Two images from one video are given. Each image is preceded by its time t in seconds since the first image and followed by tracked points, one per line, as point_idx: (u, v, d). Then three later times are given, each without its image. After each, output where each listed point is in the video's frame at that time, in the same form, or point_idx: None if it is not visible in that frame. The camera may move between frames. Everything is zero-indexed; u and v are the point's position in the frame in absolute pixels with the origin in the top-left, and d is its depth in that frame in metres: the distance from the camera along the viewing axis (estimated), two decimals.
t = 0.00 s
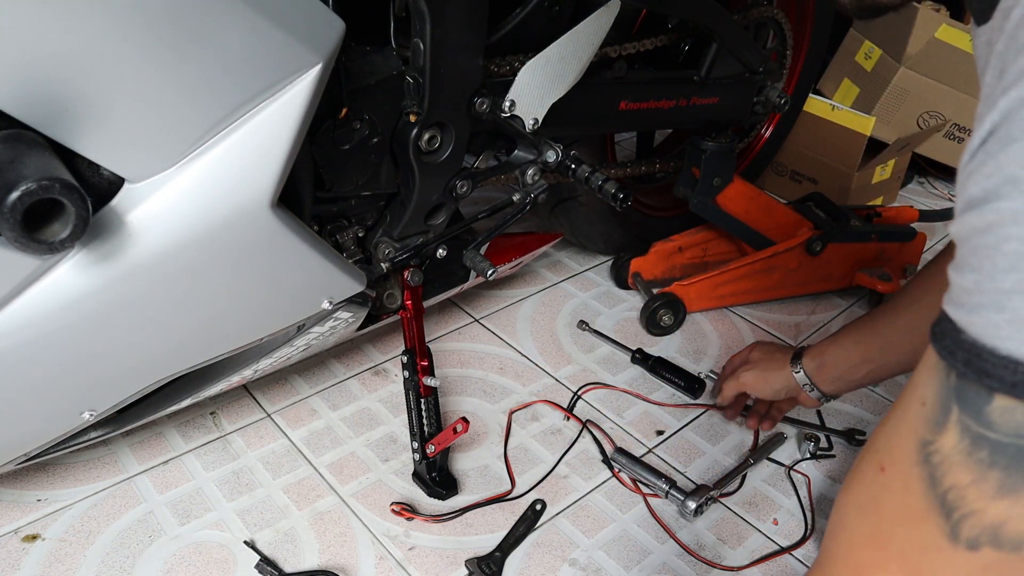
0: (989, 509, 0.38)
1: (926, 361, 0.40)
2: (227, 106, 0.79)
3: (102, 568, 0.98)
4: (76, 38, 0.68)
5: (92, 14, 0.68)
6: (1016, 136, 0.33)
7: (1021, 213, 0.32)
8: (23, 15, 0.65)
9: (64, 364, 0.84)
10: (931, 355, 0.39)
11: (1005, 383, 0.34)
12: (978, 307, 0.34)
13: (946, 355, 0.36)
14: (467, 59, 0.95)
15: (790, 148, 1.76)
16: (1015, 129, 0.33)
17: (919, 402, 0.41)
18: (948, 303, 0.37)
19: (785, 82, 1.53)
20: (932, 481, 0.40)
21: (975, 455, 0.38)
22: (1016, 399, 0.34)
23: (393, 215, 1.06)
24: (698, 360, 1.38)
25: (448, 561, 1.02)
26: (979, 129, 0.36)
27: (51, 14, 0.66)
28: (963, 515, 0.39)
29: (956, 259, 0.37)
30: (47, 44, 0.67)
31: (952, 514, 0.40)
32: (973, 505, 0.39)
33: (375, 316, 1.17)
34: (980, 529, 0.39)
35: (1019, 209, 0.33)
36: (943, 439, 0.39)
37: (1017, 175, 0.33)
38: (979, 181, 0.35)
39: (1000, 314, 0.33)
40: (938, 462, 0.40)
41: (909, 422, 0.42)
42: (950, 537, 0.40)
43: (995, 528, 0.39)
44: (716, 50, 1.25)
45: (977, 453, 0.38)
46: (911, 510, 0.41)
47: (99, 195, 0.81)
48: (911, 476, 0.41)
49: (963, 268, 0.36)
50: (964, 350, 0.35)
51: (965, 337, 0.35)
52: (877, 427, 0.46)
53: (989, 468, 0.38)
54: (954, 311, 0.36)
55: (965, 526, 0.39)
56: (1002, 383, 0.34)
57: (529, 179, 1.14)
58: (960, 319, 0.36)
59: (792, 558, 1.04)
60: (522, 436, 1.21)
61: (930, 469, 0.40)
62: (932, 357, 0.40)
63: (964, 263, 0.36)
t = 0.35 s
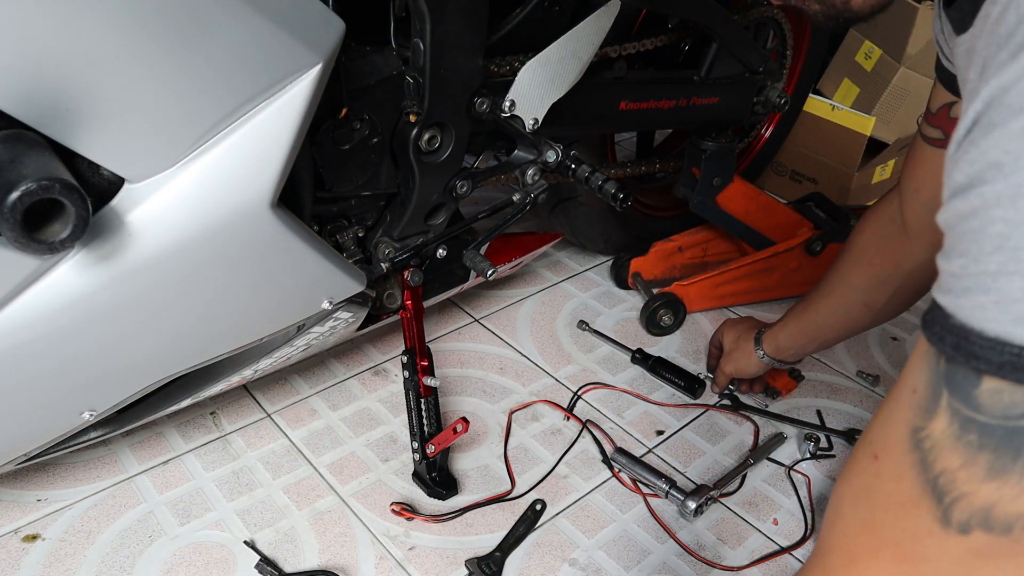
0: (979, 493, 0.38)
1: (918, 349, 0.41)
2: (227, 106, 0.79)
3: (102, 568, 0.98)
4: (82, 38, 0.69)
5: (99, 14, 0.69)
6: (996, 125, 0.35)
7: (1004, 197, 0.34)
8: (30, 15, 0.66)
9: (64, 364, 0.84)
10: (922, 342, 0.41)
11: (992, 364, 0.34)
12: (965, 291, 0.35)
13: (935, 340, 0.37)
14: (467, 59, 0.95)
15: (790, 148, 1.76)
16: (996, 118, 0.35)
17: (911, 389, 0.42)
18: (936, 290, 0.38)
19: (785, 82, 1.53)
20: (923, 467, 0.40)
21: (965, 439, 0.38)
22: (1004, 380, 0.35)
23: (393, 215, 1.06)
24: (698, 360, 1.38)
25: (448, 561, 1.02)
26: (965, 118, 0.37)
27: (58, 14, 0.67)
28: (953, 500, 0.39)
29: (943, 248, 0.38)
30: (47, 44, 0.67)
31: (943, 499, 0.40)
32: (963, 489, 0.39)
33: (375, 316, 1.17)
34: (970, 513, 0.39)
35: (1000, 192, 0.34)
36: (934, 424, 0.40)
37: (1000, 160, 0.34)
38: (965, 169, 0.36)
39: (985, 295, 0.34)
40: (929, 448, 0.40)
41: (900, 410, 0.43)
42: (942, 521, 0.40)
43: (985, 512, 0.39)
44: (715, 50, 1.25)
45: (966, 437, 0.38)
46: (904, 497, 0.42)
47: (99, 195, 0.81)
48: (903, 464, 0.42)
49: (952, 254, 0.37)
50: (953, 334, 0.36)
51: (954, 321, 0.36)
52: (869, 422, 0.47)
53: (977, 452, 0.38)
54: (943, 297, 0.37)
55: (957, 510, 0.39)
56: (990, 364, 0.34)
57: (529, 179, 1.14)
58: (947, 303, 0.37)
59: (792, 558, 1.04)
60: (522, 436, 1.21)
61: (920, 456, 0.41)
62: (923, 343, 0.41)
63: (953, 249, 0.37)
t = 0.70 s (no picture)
0: (973, 481, 0.38)
1: (912, 337, 0.40)
2: (227, 106, 0.79)
3: (102, 568, 0.98)
4: (84, 39, 0.69)
5: (100, 14, 0.69)
6: (983, 119, 0.34)
7: (994, 188, 0.33)
8: (30, 16, 0.66)
9: (64, 364, 0.84)
10: (916, 330, 0.40)
11: (985, 354, 0.34)
12: (958, 281, 0.35)
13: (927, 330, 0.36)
14: (467, 59, 0.95)
15: (790, 148, 1.76)
16: (983, 111, 0.34)
17: (904, 378, 0.41)
18: (928, 282, 0.38)
19: (785, 82, 1.53)
20: (918, 458, 0.39)
21: (960, 427, 0.38)
22: (996, 369, 0.34)
23: (393, 215, 1.06)
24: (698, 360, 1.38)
25: (448, 561, 1.02)
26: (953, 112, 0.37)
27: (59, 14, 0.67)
28: (948, 489, 0.39)
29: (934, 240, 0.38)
30: (46, 44, 0.67)
31: (938, 488, 0.39)
32: (958, 478, 0.38)
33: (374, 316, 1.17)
34: (964, 502, 0.38)
35: (990, 184, 0.34)
36: (928, 413, 0.39)
37: (987, 153, 0.34)
38: (953, 163, 0.36)
39: (978, 286, 0.34)
40: (923, 438, 0.39)
41: (893, 400, 0.41)
42: (937, 511, 0.39)
43: (979, 500, 0.38)
44: (715, 51, 1.25)
45: (961, 426, 0.38)
46: (898, 487, 0.41)
47: (99, 196, 0.81)
48: (897, 454, 0.40)
49: (944, 246, 0.37)
50: (945, 324, 0.35)
51: (945, 311, 0.35)
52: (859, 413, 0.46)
53: (973, 439, 0.38)
54: (934, 288, 0.36)
55: (951, 500, 0.39)
56: (982, 354, 0.34)
57: (529, 179, 1.14)
58: (939, 294, 0.36)
59: (792, 558, 1.04)
60: (522, 436, 1.21)
61: (915, 446, 0.40)
62: (916, 333, 0.40)
63: (944, 242, 0.36)
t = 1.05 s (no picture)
0: (978, 506, 0.40)
1: (915, 359, 0.43)
2: (227, 106, 0.79)
3: (102, 568, 0.98)
4: (91, 39, 0.69)
5: (104, 16, 0.69)
6: (996, 135, 0.37)
7: (1003, 207, 0.36)
8: (41, 16, 0.66)
9: (64, 364, 0.84)
10: (919, 351, 0.43)
11: (993, 377, 0.37)
12: (967, 299, 0.37)
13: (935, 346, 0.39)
14: (467, 59, 0.95)
15: (790, 148, 1.76)
16: (995, 128, 0.37)
17: (908, 400, 0.44)
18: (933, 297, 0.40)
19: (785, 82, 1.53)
20: (922, 480, 0.42)
21: (965, 451, 0.40)
22: (1004, 393, 0.37)
23: (393, 215, 1.06)
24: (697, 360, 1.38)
25: (448, 561, 1.02)
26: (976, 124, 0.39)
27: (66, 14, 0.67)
28: (952, 514, 0.40)
29: (940, 256, 0.41)
30: (49, 44, 0.68)
31: (941, 513, 0.41)
32: (963, 503, 0.40)
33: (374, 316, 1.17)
34: (969, 528, 0.40)
35: (1000, 203, 0.36)
36: (933, 435, 0.42)
37: (1001, 170, 0.37)
38: (963, 179, 0.39)
39: (987, 306, 0.36)
40: (927, 460, 0.42)
41: (899, 421, 0.44)
42: (941, 535, 0.41)
43: (984, 526, 0.40)
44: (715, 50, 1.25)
45: (965, 450, 0.40)
46: (902, 509, 0.43)
47: (99, 195, 0.81)
48: (902, 475, 0.43)
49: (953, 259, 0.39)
50: (952, 347, 0.38)
51: (953, 332, 0.38)
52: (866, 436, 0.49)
53: (977, 464, 0.40)
54: (941, 306, 0.39)
55: (955, 525, 0.40)
56: (991, 376, 0.37)
57: (529, 179, 1.14)
58: (948, 315, 0.39)
59: (792, 559, 1.04)
60: (522, 436, 1.21)
61: (919, 468, 0.42)
62: (919, 353, 0.43)
63: (952, 259, 0.39)
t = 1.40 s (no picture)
0: (919, 487, 0.41)
1: (855, 347, 0.44)
2: (229, 106, 0.79)
3: (102, 568, 0.98)
4: (86, 38, 0.69)
5: (102, 15, 0.69)
6: (900, 109, 0.38)
7: (912, 183, 0.38)
8: (39, 14, 0.66)
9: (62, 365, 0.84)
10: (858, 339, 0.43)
11: (919, 353, 0.38)
12: (892, 279, 0.40)
13: (874, 330, 0.41)
14: (467, 59, 0.95)
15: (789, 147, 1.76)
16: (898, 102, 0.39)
17: (849, 387, 0.44)
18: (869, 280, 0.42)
19: (785, 82, 1.53)
20: (868, 465, 0.43)
21: (903, 433, 0.41)
22: (931, 369, 0.38)
23: (393, 214, 1.06)
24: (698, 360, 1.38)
25: (448, 561, 1.02)
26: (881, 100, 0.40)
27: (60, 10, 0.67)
28: (897, 496, 0.42)
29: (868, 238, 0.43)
30: (48, 43, 0.68)
31: (887, 496, 0.42)
32: (905, 485, 0.41)
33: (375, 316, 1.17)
34: (913, 509, 0.41)
35: (908, 177, 0.38)
36: (873, 420, 0.42)
37: (907, 145, 0.38)
38: (878, 157, 0.40)
39: (907, 284, 0.39)
40: (871, 445, 0.43)
41: (842, 409, 0.45)
42: (888, 519, 0.42)
43: (927, 507, 0.41)
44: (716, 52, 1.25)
45: (903, 432, 0.41)
46: (852, 496, 0.44)
47: (99, 196, 0.81)
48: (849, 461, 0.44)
49: (881, 242, 0.41)
50: (882, 328, 0.40)
51: (881, 314, 0.40)
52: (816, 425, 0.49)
53: (915, 445, 0.41)
54: (870, 288, 0.42)
55: (901, 507, 0.42)
56: (917, 353, 0.38)
57: (529, 179, 1.14)
58: (875, 296, 0.41)
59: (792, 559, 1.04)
60: (522, 436, 1.21)
61: (864, 452, 0.43)
62: (860, 341, 0.43)
63: (875, 241, 0.41)
